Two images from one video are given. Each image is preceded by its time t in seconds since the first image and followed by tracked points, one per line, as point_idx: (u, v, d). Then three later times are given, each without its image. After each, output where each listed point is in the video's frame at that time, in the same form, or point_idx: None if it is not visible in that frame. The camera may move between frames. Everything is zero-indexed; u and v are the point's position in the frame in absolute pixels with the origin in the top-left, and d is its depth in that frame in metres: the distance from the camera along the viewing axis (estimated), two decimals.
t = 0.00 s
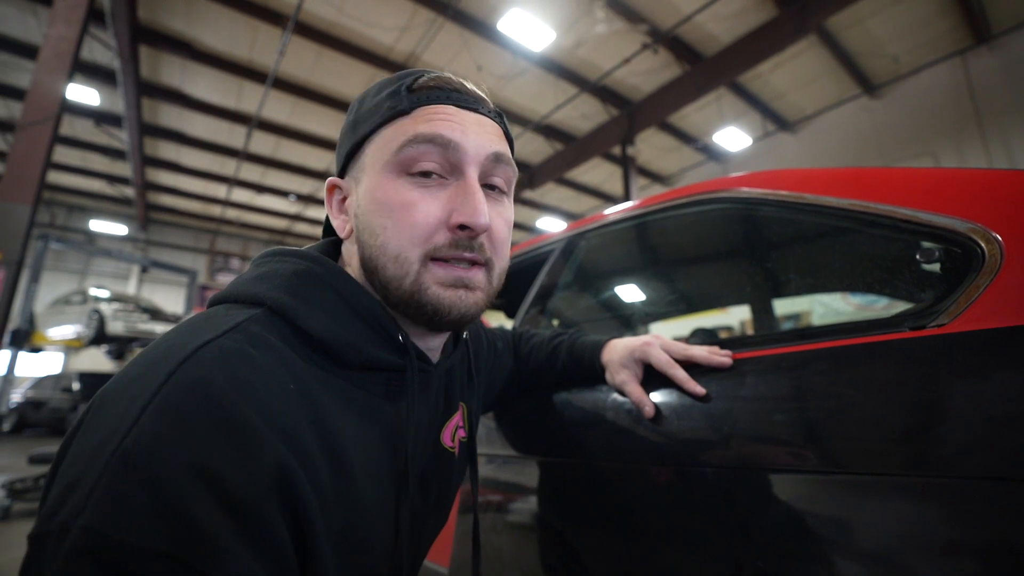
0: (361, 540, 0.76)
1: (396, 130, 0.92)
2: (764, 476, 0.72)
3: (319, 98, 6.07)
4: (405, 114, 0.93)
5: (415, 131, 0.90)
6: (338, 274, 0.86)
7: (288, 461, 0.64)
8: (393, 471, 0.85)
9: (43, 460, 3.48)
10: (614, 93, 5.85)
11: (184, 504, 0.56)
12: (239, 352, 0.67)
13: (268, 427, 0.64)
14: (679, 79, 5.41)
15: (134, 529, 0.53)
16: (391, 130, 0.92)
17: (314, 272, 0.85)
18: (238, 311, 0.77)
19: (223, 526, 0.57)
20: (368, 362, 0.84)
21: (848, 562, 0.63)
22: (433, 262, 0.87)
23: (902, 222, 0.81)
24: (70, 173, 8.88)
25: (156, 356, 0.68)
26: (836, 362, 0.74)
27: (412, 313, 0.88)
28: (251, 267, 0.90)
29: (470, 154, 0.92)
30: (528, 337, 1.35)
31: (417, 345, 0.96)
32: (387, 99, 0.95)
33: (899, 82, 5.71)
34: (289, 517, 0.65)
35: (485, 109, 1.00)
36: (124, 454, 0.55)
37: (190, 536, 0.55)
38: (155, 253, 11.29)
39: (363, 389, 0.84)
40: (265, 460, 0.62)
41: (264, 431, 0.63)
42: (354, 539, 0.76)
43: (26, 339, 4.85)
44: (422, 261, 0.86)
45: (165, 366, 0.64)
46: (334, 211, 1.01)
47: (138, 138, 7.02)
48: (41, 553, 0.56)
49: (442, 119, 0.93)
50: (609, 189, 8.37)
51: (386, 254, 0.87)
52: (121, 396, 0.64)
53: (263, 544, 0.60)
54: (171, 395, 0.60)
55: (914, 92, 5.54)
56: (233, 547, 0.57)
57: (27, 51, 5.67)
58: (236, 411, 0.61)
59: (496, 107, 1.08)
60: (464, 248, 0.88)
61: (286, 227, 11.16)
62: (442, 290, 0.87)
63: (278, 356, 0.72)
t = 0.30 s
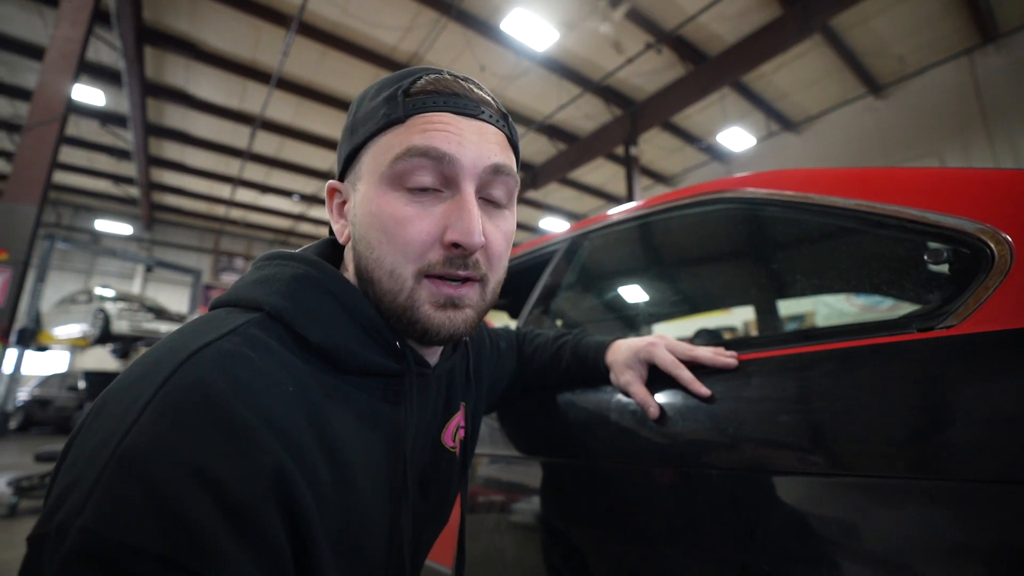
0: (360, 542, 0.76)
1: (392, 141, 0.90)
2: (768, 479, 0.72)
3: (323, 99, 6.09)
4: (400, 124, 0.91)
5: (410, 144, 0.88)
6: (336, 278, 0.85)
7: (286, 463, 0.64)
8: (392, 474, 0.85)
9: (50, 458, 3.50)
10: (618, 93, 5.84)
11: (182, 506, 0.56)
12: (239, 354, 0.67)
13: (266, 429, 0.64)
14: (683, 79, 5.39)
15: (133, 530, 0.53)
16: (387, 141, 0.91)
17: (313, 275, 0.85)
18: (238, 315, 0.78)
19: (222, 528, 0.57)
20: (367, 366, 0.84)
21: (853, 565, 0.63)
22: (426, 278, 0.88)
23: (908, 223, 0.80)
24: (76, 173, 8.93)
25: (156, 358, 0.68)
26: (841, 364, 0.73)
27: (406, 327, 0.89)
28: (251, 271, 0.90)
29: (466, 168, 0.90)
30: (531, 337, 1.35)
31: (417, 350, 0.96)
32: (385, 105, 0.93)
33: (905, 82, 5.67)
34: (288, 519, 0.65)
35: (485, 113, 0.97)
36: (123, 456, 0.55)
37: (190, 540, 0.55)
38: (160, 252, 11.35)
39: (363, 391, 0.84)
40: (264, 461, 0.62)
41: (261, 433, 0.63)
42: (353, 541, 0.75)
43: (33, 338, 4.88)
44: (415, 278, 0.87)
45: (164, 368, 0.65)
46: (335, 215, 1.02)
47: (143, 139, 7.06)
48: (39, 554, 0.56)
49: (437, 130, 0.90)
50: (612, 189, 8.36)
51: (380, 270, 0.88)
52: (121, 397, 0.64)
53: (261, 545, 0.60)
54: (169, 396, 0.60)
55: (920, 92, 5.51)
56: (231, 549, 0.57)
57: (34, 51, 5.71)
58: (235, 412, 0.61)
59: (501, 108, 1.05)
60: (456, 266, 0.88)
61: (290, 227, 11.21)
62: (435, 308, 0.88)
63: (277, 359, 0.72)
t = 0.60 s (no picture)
0: (358, 541, 0.76)
1: (438, 146, 0.88)
2: (769, 479, 0.71)
3: (327, 99, 6.10)
4: (448, 130, 0.89)
5: (460, 152, 0.87)
6: (341, 279, 0.86)
7: (286, 461, 0.64)
8: (393, 473, 0.85)
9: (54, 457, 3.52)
10: (621, 93, 5.83)
11: (181, 503, 0.56)
12: (239, 353, 0.67)
13: (265, 427, 0.64)
14: (686, 78, 5.38)
15: (131, 527, 0.53)
16: (432, 145, 0.88)
17: (314, 275, 0.85)
18: (240, 314, 0.77)
19: (222, 526, 0.58)
20: (368, 365, 0.84)
21: (854, 565, 0.63)
22: (463, 284, 0.88)
23: (917, 223, 0.79)
24: (81, 174, 8.98)
25: (155, 356, 0.68)
26: (845, 364, 0.73)
27: (435, 330, 0.90)
28: (252, 271, 0.90)
29: (510, 180, 0.91)
30: (534, 337, 1.35)
31: (419, 349, 0.97)
32: (429, 107, 0.90)
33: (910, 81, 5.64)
34: (287, 517, 0.65)
35: (520, 129, 1.00)
36: (122, 452, 0.55)
37: (189, 538, 0.55)
38: (164, 252, 11.41)
39: (364, 390, 0.84)
40: (263, 459, 0.62)
41: (260, 431, 0.63)
42: (352, 541, 0.75)
43: (39, 337, 4.91)
44: (454, 284, 0.87)
45: (163, 366, 0.64)
46: (348, 213, 0.98)
47: (147, 139, 7.09)
48: (37, 551, 0.56)
49: (486, 142, 0.90)
50: (615, 189, 8.35)
51: (418, 274, 0.86)
52: (119, 395, 0.64)
53: (260, 544, 0.60)
54: (167, 393, 0.60)
55: (925, 91, 5.48)
56: (230, 547, 0.57)
57: (40, 52, 5.74)
58: (234, 410, 0.62)
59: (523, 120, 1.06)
60: (494, 274, 0.89)
61: (293, 227, 11.24)
62: (468, 312, 0.89)
63: (278, 358, 0.72)
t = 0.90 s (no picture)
0: (362, 542, 0.76)
1: (449, 145, 0.88)
2: (774, 480, 0.71)
3: (330, 99, 6.11)
4: (458, 129, 0.89)
5: (471, 151, 0.88)
6: (346, 279, 0.86)
7: (291, 461, 0.64)
8: (397, 473, 0.85)
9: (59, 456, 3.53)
10: (624, 93, 5.82)
11: (186, 502, 0.56)
12: (243, 353, 0.68)
13: (270, 428, 0.64)
14: (689, 78, 5.37)
15: (136, 527, 0.53)
16: (442, 144, 0.89)
17: (318, 275, 0.85)
18: (245, 315, 0.78)
19: (227, 526, 0.58)
20: (373, 365, 0.84)
21: (859, 566, 0.62)
22: (472, 281, 0.88)
23: (921, 223, 0.79)
24: (86, 174, 9.02)
25: (160, 357, 0.69)
26: (849, 365, 0.73)
27: (442, 330, 0.90)
28: (257, 271, 0.90)
29: (520, 179, 0.91)
30: (537, 337, 1.35)
31: (423, 350, 0.97)
32: (439, 106, 0.91)
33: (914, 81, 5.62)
34: (292, 518, 0.65)
35: (529, 128, 1.00)
36: (129, 452, 0.56)
37: (194, 537, 0.55)
38: (168, 252, 11.45)
39: (368, 390, 0.85)
40: (268, 458, 0.62)
41: (265, 431, 0.63)
42: (355, 541, 0.75)
43: (43, 337, 4.93)
44: (463, 282, 0.87)
45: (169, 367, 0.65)
46: (355, 212, 0.98)
47: (151, 139, 7.12)
48: (42, 551, 0.56)
49: (496, 140, 0.90)
50: (618, 189, 8.34)
51: (428, 272, 0.86)
52: (125, 395, 0.65)
53: (265, 544, 0.60)
54: (174, 393, 0.60)
55: (929, 91, 5.45)
56: (234, 545, 0.57)
57: (45, 53, 5.77)
58: (241, 410, 0.62)
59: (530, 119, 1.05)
60: (504, 272, 0.89)
61: (297, 227, 11.27)
62: (476, 311, 0.89)
63: (283, 358, 0.72)
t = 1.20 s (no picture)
0: (366, 543, 0.76)
1: (454, 147, 0.88)
2: (776, 479, 0.71)
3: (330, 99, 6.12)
4: (463, 131, 0.89)
5: (477, 154, 0.87)
6: (348, 280, 0.86)
7: (296, 464, 0.64)
8: (400, 473, 0.85)
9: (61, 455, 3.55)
10: (624, 92, 5.82)
11: (189, 504, 0.56)
12: (246, 356, 0.67)
13: (274, 429, 0.64)
14: (690, 77, 5.36)
15: (138, 530, 0.53)
16: (447, 146, 0.88)
17: (318, 275, 0.85)
18: (247, 316, 0.77)
19: (232, 529, 0.58)
20: (375, 365, 0.84)
21: (862, 566, 0.62)
22: (474, 286, 0.88)
23: (925, 222, 0.78)
24: (88, 174, 9.04)
25: (162, 358, 0.69)
26: (851, 364, 0.72)
27: (443, 334, 0.90)
28: (256, 270, 0.90)
29: (525, 183, 0.91)
30: (537, 337, 1.35)
31: (425, 351, 0.97)
32: (445, 107, 0.90)
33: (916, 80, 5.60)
34: (295, 519, 0.65)
35: (534, 129, 0.99)
36: (132, 456, 0.56)
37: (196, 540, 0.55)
38: (169, 252, 11.46)
39: (371, 390, 0.85)
40: (272, 459, 0.62)
41: (269, 433, 0.63)
42: (359, 542, 0.75)
43: (46, 336, 4.94)
44: (464, 287, 0.87)
45: (171, 370, 0.64)
46: (357, 213, 0.97)
47: (152, 139, 7.13)
48: (44, 553, 0.56)
49: (501, 143, 0.90)
50: (619, 188, 8.33)
51: (430, 276, 0.86)
52: (126, 397, 0.65)
53: (269, 545, 0.60)
54: (178, 397, 0.60)
55: (931, 90, 5.44)
56: (237, 547, 0.57)
57: (47, 53, 5.78)
58: (245, 413, 0.62)
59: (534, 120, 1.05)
60: (507, 278, 0.89)
61: (298, 227, 11.28)
62: (475, 316, 0.89)
63: (285, 360, 0.72)
